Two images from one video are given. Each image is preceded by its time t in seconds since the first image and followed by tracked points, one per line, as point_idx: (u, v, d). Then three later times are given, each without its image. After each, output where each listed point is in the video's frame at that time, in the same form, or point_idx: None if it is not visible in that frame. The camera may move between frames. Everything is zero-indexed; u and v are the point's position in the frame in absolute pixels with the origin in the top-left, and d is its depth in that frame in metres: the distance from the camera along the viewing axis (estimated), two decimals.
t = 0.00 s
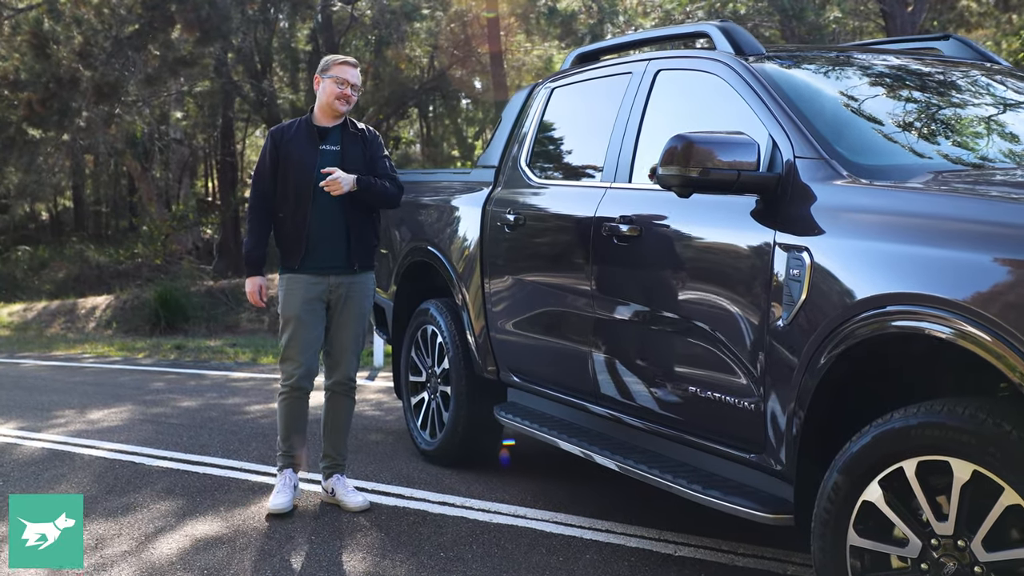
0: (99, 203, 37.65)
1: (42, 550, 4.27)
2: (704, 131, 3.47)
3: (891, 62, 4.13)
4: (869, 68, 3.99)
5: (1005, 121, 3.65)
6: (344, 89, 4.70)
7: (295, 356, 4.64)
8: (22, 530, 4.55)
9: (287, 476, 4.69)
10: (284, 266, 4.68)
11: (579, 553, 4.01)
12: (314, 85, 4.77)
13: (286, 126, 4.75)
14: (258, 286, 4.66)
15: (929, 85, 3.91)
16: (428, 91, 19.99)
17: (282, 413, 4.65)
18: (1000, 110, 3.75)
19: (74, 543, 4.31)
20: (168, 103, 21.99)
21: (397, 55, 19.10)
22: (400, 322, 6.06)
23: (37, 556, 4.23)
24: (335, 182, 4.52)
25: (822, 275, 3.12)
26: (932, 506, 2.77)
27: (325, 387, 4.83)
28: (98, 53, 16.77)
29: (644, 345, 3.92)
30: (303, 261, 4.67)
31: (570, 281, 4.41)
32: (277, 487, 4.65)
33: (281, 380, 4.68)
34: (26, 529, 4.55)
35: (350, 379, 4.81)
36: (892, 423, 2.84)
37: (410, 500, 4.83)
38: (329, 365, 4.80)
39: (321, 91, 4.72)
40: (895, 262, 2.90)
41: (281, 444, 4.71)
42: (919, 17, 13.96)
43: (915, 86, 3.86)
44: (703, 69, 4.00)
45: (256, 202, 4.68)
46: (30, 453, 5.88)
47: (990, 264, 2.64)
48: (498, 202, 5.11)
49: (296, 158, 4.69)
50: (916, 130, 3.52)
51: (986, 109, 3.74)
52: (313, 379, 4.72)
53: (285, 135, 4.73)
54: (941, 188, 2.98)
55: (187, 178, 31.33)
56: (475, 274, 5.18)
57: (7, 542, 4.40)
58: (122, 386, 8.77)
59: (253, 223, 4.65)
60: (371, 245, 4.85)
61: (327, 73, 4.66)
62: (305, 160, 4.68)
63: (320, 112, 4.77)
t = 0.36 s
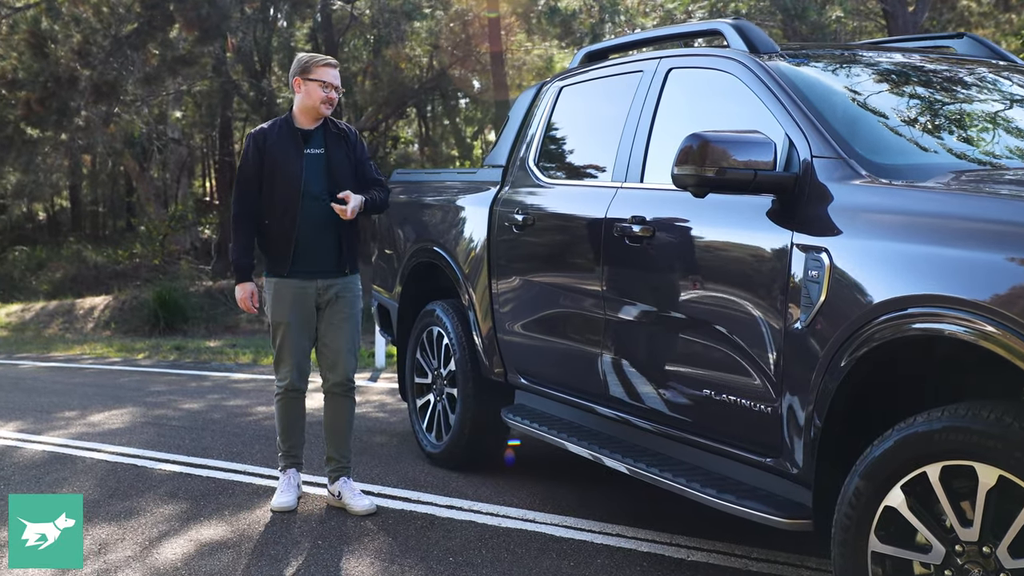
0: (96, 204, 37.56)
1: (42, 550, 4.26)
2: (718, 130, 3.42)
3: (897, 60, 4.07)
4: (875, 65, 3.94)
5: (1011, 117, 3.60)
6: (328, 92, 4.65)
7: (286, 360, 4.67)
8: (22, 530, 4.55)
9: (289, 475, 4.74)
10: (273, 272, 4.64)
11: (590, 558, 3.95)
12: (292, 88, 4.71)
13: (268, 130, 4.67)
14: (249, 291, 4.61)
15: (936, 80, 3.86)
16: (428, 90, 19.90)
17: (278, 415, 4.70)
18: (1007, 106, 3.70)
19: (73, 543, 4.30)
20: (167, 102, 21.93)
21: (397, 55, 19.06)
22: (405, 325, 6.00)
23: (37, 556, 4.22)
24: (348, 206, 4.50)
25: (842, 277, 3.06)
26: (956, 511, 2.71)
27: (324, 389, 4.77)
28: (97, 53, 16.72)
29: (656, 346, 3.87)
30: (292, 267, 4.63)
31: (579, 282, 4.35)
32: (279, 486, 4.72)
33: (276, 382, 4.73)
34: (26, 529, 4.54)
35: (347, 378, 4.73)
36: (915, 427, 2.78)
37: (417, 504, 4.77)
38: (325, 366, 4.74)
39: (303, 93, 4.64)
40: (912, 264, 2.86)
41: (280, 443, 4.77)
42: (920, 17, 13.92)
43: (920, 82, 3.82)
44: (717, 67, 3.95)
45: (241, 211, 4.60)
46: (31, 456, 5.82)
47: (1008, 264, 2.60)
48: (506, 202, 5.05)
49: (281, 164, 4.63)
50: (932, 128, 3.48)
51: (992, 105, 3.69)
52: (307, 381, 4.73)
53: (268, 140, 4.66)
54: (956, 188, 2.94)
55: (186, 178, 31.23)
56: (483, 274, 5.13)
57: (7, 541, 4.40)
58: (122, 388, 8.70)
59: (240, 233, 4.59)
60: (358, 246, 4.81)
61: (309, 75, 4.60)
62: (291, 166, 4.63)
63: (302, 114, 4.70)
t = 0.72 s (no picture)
0: (92, 203, 37.45)
1: (42, 550, 4.24)
2: (734, 128, 3.37)
3: (903, 55, 4.01)
4: (883, 61, 3.88)
5: (1019, 110, 3.53)
6: (307, 89, 4.61)
7: (286, 360, 4.64)
8: (23, 530, 4.51)
9: (296, 478, 4.69)
10: (270, 277, 4.59)
11: (602, 562, 3.89)
12: (267, 89, 4.64)
13: (252, 133, 4.58)
14: (245, 302, 4.48)
15: (945, 75, 3.80)
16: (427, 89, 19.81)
17: (280, 415, 4.65)
18: (1015, 99, 3.62)
19: (74, 543, 4.27)
20: (164, 101, 21.84)
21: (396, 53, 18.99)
22: (411, 325, 5.94)
23: (37, 556, 4.20)
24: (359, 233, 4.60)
25: (865, 278, 3.00)
26: (984, 517, 2.64)
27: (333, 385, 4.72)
28: (95, 51, 16.67)
29: (669, 347, 3.81)
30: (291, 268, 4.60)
31: (592, 283, 4.28)
32: (287, 489, 4.66)
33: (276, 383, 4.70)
34: (26, 530, 4.50)
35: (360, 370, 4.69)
36: (943, 431, 2.71)
37: (425, 507, 4.70)
38: (333, 360, 4.70)
39: (282, 93, 4.59)
40: (933, 265, 2.81)
41: (284, 446, 4.73)
42: (921, 15, 13.85)
43: (926, 77, 3.76)
44: (733, 64, 3.89)
45: (235, 218, 4.51)
46: (33, 458, 5.76)
47: None
48: (514, 201, 4.99)
49: (272, 167, 4.57)
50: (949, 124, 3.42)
51: (1000, 99, 3.62)
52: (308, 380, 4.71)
53: (255, 143, 4.57)
54: (974, 184, 2.89)
55: (183, 177, 31.12)
56: (490, 273, 5.06)
57: (6, 542, 4.36)
58: (123, 388, 8.63)
59: (234, 239, 4.50)
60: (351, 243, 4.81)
61: (285, 74, 4.55)
62: (283, 169, 4.58)
63: (281, 114, 4.64)
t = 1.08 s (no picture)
0: (90, 203, 37.32)
1: (42, 550, 4.24)
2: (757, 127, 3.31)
3: (910, 52, 3.95)
4: (890, 57, 3.82)
5: None
6: (316, 87, 4.58)
7: (300, 362, 4.61)
8: (22, 530, 4.51)
9: (304, 482, 4.65)
10: (284, 278, 4.53)
11: (617, 568, 3.83)
12: (274, 89, 4.58)
13: (259, 133, 4.52)
14: (259, 304, 4.42)
15: (956, 70, 3.74)
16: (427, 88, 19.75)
17: (291, 417, 4.62)
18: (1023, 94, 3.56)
19: (74, 543, 4.28)
20: (162, 100, 21.75)
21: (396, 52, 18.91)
22: (417, 327, 5.89)
23: (38, 556, 4.20)
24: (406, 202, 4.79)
25: (892, 279, 2.93)
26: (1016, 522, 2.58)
27: (348, 384, 4.78)
28: (94, 50, 16.60)
29: (685, 349, 3.76)
30: (306, 268, 4.57)
31: (605, 284, 4.22)
32: (295, 493, 4.63)
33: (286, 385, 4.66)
34: (26, 529, 4.52)
35: (375, 371, 4.74)
36: (973, 435, 2.65)
37: (434, 510, 4.64)
38: (349, 362, 4.74)
39: (291, 91, 4.54)
40: (961, 265, 2.74)
41: (292, 449, 4.69)
42: (923, 15, 13.80)
43: (934, 72, 3.71)
44: (752, 62, 3.84)
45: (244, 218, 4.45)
46: (36, 461, 5.69)
47: None
48: (524, 201, 4.93)
49: (281, 165, 4.52)
50: (969, 121, 3.36)
51: (1009, 93, 3.56)
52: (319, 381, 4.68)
53: (262, 142, 4.51)
54: (998, 183, 2.84)
55: (181, 177, 31.02)
56: (500, 274, 5.00)
57: (6, 542, 4.36)
58: (124, 390, 8.56)
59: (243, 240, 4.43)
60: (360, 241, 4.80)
61: (296, 71, 4.50)
62: (292, 167, 4.54)
63: (287, 111, 4.59)
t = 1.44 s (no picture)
0: (85, 204, 37.20)
1: (42, 550, 4.27)
2: (771, 128, 3.27)
3: (913, 51, 3.91)
4: (894, 57, 3.78)
5: None
6: (354, 86, 4.62)
7: (313, 363, 4.59)
8: (22, 530, 4.54)
9: (305, 487, 4.61)
10: (299, 272, 4.54)
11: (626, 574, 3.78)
12: (312, 87, 4.62)
13: (289, 125, 4.57)
14: (267, 288, 4.44)
15: (962, 69, 3.69)
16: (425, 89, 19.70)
17: (298, 419, 4.61)
18: None
19: (73, 542, 4.32)
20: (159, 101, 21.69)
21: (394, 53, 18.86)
22: (420, 330, 5.84)
23: (38, 556, 4.23)
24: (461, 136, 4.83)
25: (908, 283, 2.89)
26: None
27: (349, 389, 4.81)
28: (92, 51, 16.56)
29: (694, 354, 3.72)
30: (322, 267, 4.56)
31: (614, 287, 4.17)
32: (296, 499, 4.57)
33: (296, 386, 4.66)
34: (26, 529, 4.54)
35: (375, 380, 4.80)
36: (994, 442, 2.59)
37: (439, 516, 4.58)
38: (354, 367, 4.77)
39: (329, 89, 4.59)
40: (979, 269, 2.69)
41: (297, 452, 4.66)
42: (923, 15, 13.78)
43: (938, 71, 3.67)
44: (763, 62, 3.81)
45: (264, 209, 4.48)
46: (35, 466, 5.63)
47: None
48: (530, 202, 4.89)
49: (306, 160, 4.54)
50: (983, 121, 3.32)
51: (1017, 91, 3.52)
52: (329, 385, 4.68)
53: (291, 136, 4.55)
54: (1015, 186, 2.79)
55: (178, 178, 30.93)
56: (505, 276, 4.96)
57: (6, 542, 4.38)
58: (123, 393, 8.50)
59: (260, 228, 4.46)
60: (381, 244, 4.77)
61: (335, 70, 4.55)
62: (317, 162, 4.55)
63: (323, 108, 4.63)
